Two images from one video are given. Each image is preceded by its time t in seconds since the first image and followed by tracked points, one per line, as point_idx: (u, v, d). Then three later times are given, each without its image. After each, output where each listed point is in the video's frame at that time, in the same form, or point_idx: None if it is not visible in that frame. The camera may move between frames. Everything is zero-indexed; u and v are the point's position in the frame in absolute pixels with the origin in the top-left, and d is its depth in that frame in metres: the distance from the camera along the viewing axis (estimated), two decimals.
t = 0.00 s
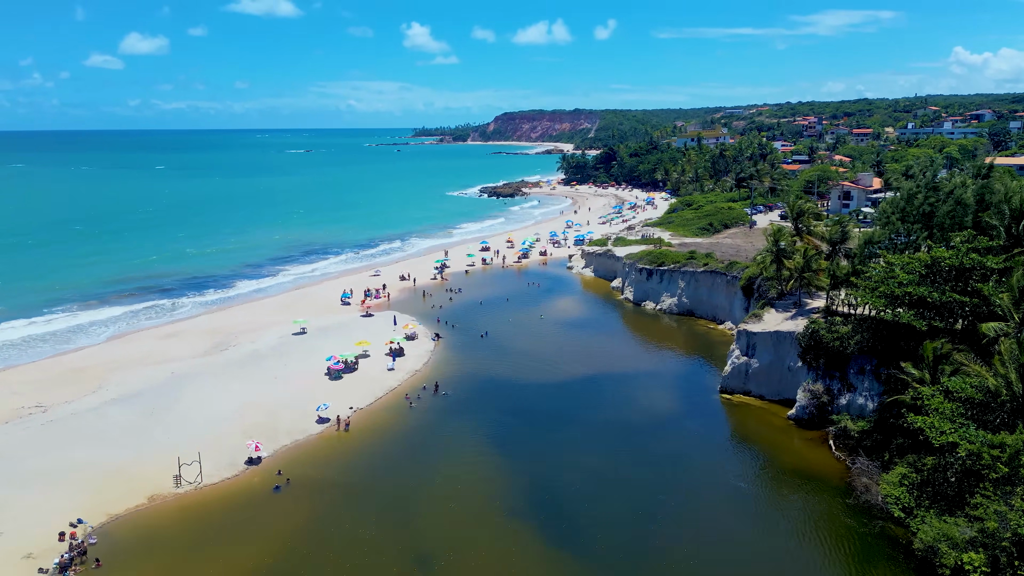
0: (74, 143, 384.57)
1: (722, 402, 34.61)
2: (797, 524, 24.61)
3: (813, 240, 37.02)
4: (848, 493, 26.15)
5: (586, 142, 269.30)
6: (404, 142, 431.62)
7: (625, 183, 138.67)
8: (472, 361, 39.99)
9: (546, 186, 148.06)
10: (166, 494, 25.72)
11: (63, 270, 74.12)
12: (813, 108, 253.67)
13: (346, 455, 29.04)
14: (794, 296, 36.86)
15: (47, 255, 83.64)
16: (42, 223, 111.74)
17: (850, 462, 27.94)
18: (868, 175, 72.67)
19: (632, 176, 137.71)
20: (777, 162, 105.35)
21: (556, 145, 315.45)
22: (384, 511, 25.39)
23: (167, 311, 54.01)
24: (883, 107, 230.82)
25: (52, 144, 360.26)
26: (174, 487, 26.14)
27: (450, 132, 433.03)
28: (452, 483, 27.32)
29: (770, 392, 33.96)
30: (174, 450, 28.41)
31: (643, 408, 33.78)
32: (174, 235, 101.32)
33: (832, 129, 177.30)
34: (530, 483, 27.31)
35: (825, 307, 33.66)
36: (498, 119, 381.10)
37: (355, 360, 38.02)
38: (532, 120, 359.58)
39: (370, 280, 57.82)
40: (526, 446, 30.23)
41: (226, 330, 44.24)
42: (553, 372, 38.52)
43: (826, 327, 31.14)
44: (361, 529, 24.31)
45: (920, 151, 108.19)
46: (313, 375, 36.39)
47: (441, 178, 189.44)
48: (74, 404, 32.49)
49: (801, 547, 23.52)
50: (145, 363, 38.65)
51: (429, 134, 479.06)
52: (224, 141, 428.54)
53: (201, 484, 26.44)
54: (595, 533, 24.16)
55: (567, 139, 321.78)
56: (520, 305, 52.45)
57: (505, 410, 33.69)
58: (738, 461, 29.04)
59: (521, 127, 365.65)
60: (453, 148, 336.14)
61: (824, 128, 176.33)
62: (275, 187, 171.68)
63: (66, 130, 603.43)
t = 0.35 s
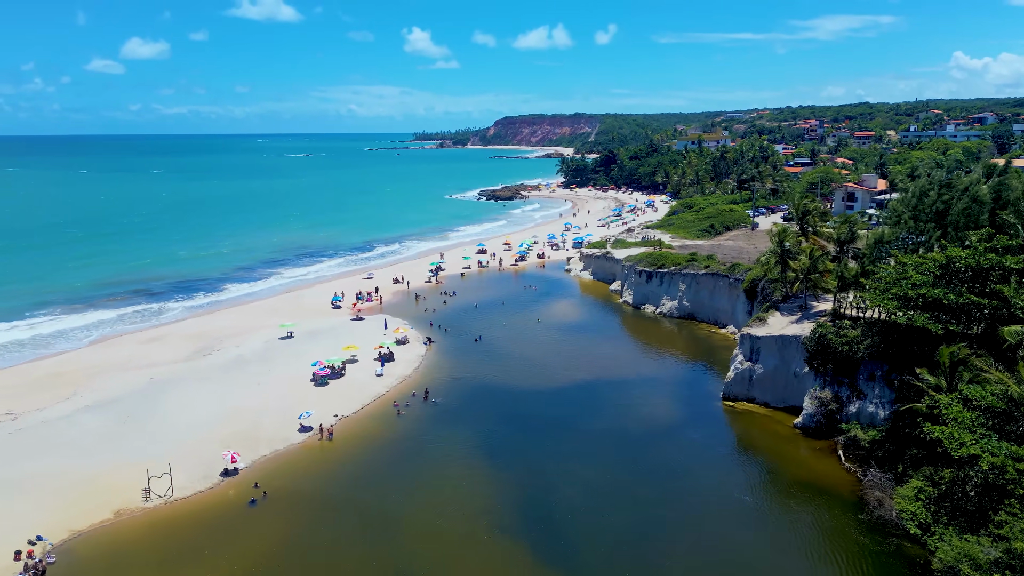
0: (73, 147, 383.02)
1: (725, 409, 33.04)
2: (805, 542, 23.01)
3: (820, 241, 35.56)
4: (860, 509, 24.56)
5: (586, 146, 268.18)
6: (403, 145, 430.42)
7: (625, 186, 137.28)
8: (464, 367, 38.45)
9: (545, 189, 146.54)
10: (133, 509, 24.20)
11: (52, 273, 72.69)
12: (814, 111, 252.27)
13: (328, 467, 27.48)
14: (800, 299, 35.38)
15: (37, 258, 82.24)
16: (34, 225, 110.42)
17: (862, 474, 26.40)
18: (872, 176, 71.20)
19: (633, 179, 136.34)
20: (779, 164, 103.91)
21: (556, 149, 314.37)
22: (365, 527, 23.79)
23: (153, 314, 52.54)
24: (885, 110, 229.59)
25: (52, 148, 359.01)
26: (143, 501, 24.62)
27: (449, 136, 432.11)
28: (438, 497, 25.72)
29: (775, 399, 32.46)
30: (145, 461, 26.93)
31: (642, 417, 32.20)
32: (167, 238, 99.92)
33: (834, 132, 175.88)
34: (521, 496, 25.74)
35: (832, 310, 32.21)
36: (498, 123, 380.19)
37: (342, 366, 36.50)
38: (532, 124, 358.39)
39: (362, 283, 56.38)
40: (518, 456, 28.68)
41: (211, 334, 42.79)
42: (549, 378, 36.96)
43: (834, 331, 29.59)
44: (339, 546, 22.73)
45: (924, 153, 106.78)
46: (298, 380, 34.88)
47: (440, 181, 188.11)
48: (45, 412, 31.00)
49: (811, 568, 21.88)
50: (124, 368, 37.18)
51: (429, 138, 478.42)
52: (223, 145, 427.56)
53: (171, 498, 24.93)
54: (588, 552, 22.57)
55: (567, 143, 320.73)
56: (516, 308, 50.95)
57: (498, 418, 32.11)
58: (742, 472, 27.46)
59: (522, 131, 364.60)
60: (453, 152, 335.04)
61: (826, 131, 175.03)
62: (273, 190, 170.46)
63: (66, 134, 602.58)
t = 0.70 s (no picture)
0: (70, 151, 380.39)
1: (727, 417, 31.51)
2: (813, 563, 21.45)
3: (826, 241, 33.87)
4: (872, 525, 23.01)
5: (586, 149, 267.05)
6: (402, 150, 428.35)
7: (625, 189, 135.89)
8: (456, 372, 36.88)
9: (544, 192, 145.22)
10: (95, 526, 22.62)
11: (39, 276, 71.12)
12: (815, 115, 251.19)
13: (308, 479, 25.90)
14: (805, 302, 33.84)
15: (25, 261, 80.65)
16: (25, 229, 108.83)
17: (873, 488, 24.84)
18: (876, 177, 69.79)
19: (632, 181, 135.03)
20: (780, 166, 102.64)
21: (555, 152, 313.37)
22: (343, 545, 22.18)
23: (137, 318, 50.96)
24: (886, 114, 228.29)
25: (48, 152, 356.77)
26: (106, 517, 23.05)
27: (449, 140, 430.96)
28: (423, 512, 24.07)
29: (780, 406, 30.95)
30: (112, 473, 25.39)
31: (641, 426, 30.61)
32: (160, 242, 98.40)
33: (834, 135, 174.77)
34: (510, 511, 24.18)
35: (839, 313, 30.70)
36: (498, 127, 379.39)
37: (327, 371, 34.94)
38: (532, 127, 357.20)
39: (354, 286, 54.84)
40: (509, 468, 27.13)
41: (194, 339, 41.24)
42: (543, 385, 35.39)
43: (842, 335, 28.05)
44: (313, 566, 21.13)
45: (927, 155, 105.50)
46: (280, 387, 33.33)
47: (438, 185, 186.72)
48: (12, 420, 29.43)
49: None
50: (99, 375, 35.58)
51: (429, 143, 477.33)
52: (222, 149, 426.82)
53: (137, 513, 23.39)
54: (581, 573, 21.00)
55: (566, 147, 319.69)
56: (511, 312, 49.43)
57: (490, 427, 30.50)
58: (747, 486, 25.87)
59: (521, 135, 363.49)
60: (452, 156, 334.04)
61: (827, 135, 173.86)
62: (269, 193, 169.03)
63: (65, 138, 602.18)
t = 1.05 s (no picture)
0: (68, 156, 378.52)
1: (729, 427, 29.93)
2: None
3: (832, 242, 32.49)
4: (886, 545, 21.44)
5: (586, 152, 266.10)
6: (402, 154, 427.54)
7: (624, 192, 134.64)
8: (446, 379, 35.32)
9: (543, 196, 143.96)
10: (51, 546, 21.04)
11: (26, 279, 69.67)
12: (815, 118, 250.33)
13: (284, 493, 24.36)
14: (810, 305, 32.38)
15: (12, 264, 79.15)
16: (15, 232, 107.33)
17: (886, 503, 23.28)
18: (879, 179, 68.38)
19: (632, 184, 133.75)
20: (781, 168, 101.35)
21: (555, 156, 312.60)
22: (317, 567, 20.62)
23: (121, 323, 49.44)
24: (886, 117, 227.12)
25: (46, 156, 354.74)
26: (63, 536, 21.47)
27: (448, 144, 430.15)
28: (405, 530, 22.45)
29: (785, 415, 29.43)
30: (75, 488, 23.82)
31: (639, 436, 29.05)
32: (152, 245, 96.94)
33: (835, 137, 173.90)
34: (499, 529, 22.65)
35: (848, 317, 29.22)
36: (497, 131, 378.79)
37: (311, 378, 33.39)
38: (532, 132, 356.30)
39: (345, 290, 53.37)
40: (499, 481, 25.59)
41: (176, 343, 39.75)
42: (537, 392, 33.83)
43: (852, 340, 26.61)
44: None
45: (930, 157, 104.19)
46: (261, 394, 31.79)
47: (436, 188, 185.41)
48: None
49: None
50: (73, 382, 34.05)
51: (429, 147, 476.56)
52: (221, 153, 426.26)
53: (98, 531, 21.81)
54: None
55: (566, 150, 318.88)
56: (506, 316, 47.93)
57: (479, 438, 28.87)
58: (752, 501, 24.26)
59: (521, 139, 362.48)
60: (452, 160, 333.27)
61: (827, 138, 172.86)
62: (266, 196, 167.69)
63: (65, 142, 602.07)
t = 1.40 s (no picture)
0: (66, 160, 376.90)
1: (731, 436, 28.40)
2: None
3: (838, 242, 31.01)
4: (902, 567, 19.87)
5: (585, 156, 265.00)
6: (401, 158, 425.94)
7: (623, 195, 133.30)
8: (435, 385, 33.78)
9: (542, 198, 142.63)
10: None
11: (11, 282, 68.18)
12: (816, 121, 249.36)
13: (256, 510, 22.80)
14: (816, 309, 30.89)
15: None
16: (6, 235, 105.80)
17: (901, 521, 21.71)
18: (884, 180, 66.98)
19: (631, 187, 132.45)
20: (783, 170, 99.99)
21: (555, 160, 311.62)
22: None
23: (103, 327, 47.93)
24: (888, 121, 225.77)
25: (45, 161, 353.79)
26: (14, 557, 19.92)
27: (448, 148, 429.68)
28: (384, 550, 20.85)
29: (790, 424, 27.88)
30: (32, 504, 22.28)
31: (636, 446, 27.51)
32: (144, 248, 95.46)
33: (836, 140, 172.76)
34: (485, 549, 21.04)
35: (856, 321, 27.79)
36: (497, 135, 377.93)
37: (293, 385, 31.84)
38: (532, 135, 355.25)
39: (335, 293, 51.91)
40: (487, 495, 24.01)
41: (155, 348, 38.25)
42: (529, 399, 32.31)
43: (861, 345, 25.14)
44: None
45: (933, 159, 102.85)
46: (239, 402, 30.25)
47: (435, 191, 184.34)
48: None
49: None
50: (44, 388, 32.53)
51: (428, 151, 475.86)
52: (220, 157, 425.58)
53: (52, 551, 20.26)
54: None
55: (566, 154, 317.79)
56: (500, 319, 46.43)
57: (468, 448, 27.29)
58: (756, 518, 22.69)
59: (521, 143, 361.11)
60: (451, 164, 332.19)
61: (828, 140, 171.67)
62: (262, 199, 166.33)
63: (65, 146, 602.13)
